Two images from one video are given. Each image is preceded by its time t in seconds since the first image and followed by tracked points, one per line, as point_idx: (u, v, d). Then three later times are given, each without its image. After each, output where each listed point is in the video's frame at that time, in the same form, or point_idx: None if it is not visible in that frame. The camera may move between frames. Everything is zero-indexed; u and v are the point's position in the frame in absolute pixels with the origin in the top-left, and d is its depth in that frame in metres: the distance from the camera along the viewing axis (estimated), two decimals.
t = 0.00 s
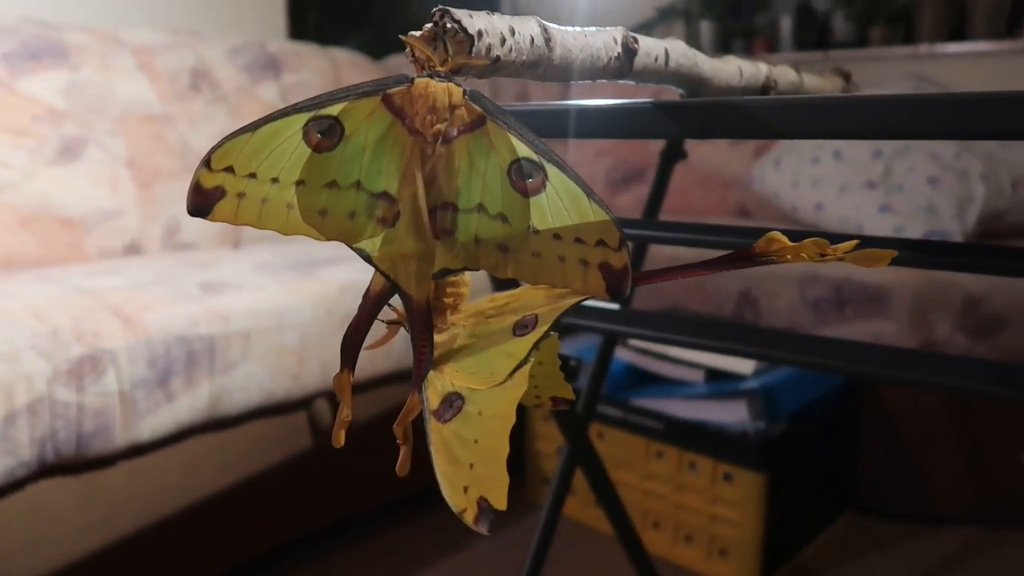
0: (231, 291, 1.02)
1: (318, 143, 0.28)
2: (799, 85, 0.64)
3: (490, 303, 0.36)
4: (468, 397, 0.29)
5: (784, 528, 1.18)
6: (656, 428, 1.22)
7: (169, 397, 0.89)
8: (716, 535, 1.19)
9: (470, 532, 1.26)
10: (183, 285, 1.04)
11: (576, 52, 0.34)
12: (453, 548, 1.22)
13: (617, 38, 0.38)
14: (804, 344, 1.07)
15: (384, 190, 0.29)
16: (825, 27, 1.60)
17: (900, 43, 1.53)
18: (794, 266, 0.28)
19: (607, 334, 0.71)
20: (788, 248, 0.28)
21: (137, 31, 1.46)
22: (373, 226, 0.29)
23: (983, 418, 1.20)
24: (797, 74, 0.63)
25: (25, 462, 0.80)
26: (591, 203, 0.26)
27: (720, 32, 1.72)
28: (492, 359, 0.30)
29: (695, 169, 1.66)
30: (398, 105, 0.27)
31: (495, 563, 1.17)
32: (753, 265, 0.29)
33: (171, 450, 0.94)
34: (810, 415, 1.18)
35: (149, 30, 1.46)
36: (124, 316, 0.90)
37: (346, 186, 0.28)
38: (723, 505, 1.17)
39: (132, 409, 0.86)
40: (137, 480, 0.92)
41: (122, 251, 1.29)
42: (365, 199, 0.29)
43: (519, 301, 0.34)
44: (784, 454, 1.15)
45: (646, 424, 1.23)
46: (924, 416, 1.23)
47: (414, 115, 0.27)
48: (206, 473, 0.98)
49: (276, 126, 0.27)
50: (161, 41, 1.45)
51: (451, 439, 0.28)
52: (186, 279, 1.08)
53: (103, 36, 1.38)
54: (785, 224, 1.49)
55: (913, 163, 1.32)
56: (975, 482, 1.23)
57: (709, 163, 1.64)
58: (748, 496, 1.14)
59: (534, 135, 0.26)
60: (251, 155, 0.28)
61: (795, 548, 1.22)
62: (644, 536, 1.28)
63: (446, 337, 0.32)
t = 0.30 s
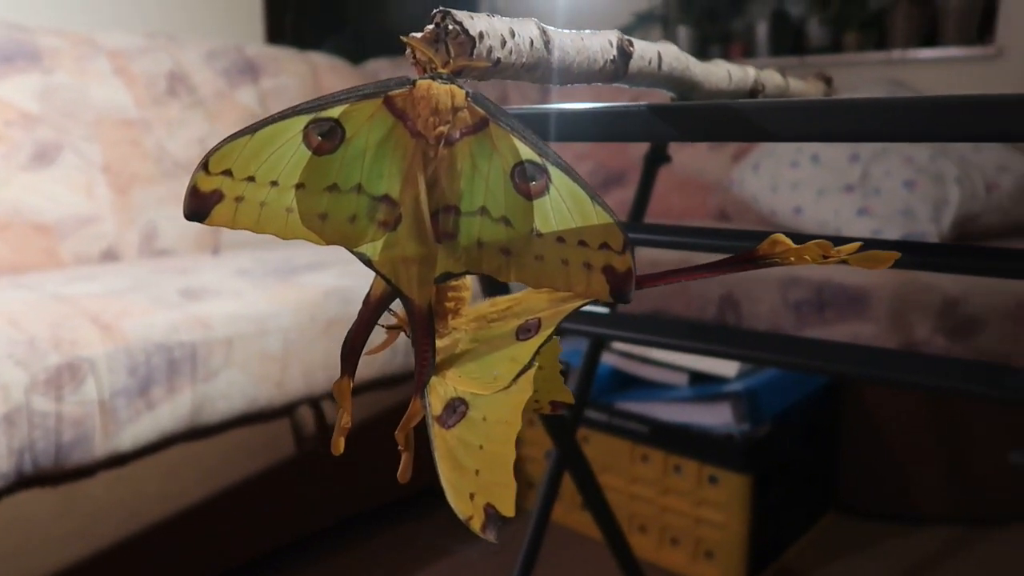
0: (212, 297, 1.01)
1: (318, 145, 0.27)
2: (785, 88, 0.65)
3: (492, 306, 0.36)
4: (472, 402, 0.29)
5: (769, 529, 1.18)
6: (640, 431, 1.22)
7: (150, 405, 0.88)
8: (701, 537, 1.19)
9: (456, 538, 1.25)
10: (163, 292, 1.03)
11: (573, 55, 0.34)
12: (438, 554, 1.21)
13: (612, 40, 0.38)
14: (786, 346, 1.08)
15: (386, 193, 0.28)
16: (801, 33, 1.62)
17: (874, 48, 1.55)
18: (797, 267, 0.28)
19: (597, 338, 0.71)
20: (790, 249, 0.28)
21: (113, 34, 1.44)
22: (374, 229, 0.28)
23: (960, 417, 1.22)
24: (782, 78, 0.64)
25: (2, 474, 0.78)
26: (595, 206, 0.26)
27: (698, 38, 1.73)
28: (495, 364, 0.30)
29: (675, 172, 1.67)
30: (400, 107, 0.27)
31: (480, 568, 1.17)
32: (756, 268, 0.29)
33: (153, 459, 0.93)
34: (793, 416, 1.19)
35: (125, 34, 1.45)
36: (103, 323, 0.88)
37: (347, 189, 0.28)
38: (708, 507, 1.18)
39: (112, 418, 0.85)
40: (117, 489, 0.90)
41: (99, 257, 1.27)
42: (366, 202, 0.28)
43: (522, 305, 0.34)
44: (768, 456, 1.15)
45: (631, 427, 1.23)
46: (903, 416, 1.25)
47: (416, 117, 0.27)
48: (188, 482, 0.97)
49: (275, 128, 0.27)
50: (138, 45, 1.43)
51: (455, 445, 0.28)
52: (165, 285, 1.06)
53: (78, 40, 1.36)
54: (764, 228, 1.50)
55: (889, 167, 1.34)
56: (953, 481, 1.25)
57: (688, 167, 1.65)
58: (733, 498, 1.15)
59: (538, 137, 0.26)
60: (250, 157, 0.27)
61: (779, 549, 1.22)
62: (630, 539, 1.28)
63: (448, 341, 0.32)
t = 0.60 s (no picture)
0: (197, 302, 1.00)
1: (318, 153, 0.27)
2: (774, 92, 0.65)
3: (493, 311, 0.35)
4: (475, 411, 0.29)
5: (758, 529, 1.19)
6: (629, 433, 1.22)
7: (135, 412, 0.87)
8: (691, 539, 1.20)
9: (445, 543, 1.25)
10: (148, 297, 1.01)
11: (572, 61, 0.34)
12: (427, 559, 1.20)
13: (609, 45, 0.38)
14: (773, 347, 1.08)
15: (386, 201, 0.28)
16: (783, 35, 1.63)
17: (856, 51, 1.56)
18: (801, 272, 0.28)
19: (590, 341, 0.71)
20: (793, 256, 0.28)
21: (94, 36, 1.42)
22: (374, 237, 0.28)
23: (943, 416, 1.23)
24: (772, 82, 0.64)
25: None
26: (598, 212, 0.26)
27: (682, 40, 1.73)
28: (497, 371, 0.30)
29: (660, 175, 1.67)
30: (401, 112, 0.27)
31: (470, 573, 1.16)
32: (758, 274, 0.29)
33: (139, 466, 0.92)
34: (780, 417, 1.20)
35: (107, 37, 1.43)
36: (87, 329, 0.87)
37: (347, 197, 0.28)
38: (697, 509, 1.18)
39: (97, 426, 0.84)
40: (102, 498, 0.89)
41: (81, 262, 1.25)
42: (366, 210, 0.28)
43: (523, 312, 0.34)
44: (756, 456, 1.16)
45: (620, 429, 1.23)
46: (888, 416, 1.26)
47: (417, 124, 0.27)
48: (174, 489, 0.96)
49: (274, 135, 0.26)
50: (119, 48, 1.41)
51: (458, 454, 0.29)
52: (150, 291, 1.05)
53: (58, 42, 1.34)
54: (749, 229, 1.50)
55: (873, 169, 1.35)
56: (938, 480, 1.26)
57: (674, 169, 1.65)
58: (722, 499, 1.15)
59: (541, 144, 0.26)
60: (248, 164, 0.27)
61: (768, 549, 1.23)
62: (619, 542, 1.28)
63: (448, 349, 0.31)
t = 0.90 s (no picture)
0: (181, 307, 0.98)
1: (325, 155, 0.26)
2: (767, 94, 0.65)
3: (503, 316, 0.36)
4: (486, 418, 0.30)
5: (747, 531, 1.19)
6: (618, 436, 1.22)
7: (119, 420, 0.85)
8: (680, 541, 1.20)
9: (432, 548, 1.24)
10: (130, 302, 1.00)
11: (577, 62, 0.34)
12: (414, 565, 1.19)
13: (612, 46, 0.37)
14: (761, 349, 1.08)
15: (395, 204, 0.27)
16: (765, 37, 1.64)
17: (837, 54, 1.58)
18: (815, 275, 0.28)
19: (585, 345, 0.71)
20: (807, 258, 0.27)
21: (73, 38, 1.40)
22: (382, 240, 0.28)
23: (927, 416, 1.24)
24: (765, 84, 0.64)
25: None
26: (611, 215, 0.25)
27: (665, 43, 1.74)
28: (508, 377, 0.31)
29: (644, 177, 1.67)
30: (411, 114, 0.26)
31: None
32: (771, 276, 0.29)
33: (122, 474, 0.90)
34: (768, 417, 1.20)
35: (86, 38, 1.41)
36: (69, 336, 0.85)
37: (354, 200, 0.27)
38: (687, 511, 1.18)
39: (80, 435, 0.82)
40: (86, 507, 0.87)
41: (60, 267, 1.23)
42: (374, 213, 0.27)
43: (535, 318, 0.35)
44: (744, 458, 1.16)
45: (609, 432, 1.23)
46: (873, 416, 1.27)
47: (427, 125, 0.26)
48: (158, 497, 0.94)
49: (280, 137, 0.26)
50: (99, 49, 1.39)
51: (470, 462, 0.29)
52: (133, 296, 1.03)
53: (37, 43, 1.32)
54: (733, 231, 1.51)
55: (856, 171, 1.36)
56: (923, 480, 1.27)
57: (658, 171, 1.65)
58: (711, 502, 1.15)
59: (553, 146, 0.25)
60: (253, 167, 0.26)
61: (757, 550, 1.23)
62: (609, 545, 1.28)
63: (456, 354, 0.32)
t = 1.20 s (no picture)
0: (163, 309, 0.97)
1: (327, 152, 0.26)
2: (755, 94, 0.65)
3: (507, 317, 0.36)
4: (492, 419, 0.30)
5: (733, 529, 1.19)
6: (605, 436, 1.22)
7: (100, 424, 0.84)
8: (667, 540, 1.20)
9: (418, 550, 1.23)
10: (109, 305, 0.98)
11: (577, 59, 0.34)
12: (400, 567, 1.19)
13: (610, 44, 0.37)
14: (745, 348, 1.08)
15: (398, 203, 0.27)
16: (746, 38, 1.65)
17: (816, 55, 1.59)
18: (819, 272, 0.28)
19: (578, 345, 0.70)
20: (814, 256, 0.27)
21: (48, 37, 1.37)
22: (385, 240, 0.27)
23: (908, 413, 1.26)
24: (754, 84, 0.65)
25: None
26: (616, 213, 0.25)
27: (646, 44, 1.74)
28: (512, 379, 0.31)
29: (627, 177, 1.68)
30: (415, 112, 0.26)
31: None
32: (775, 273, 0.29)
33: (104, 479, 0.88)
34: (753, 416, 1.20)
35: (62, 37, 1.38)
36: (49, 339, 0.84)
37: (357, 198, 0.27)
38: (674, 510, 1.18)
39: (61, 440, 0.81)
40: (66, 513, 0.86)
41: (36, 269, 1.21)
42: (377, 212, 0.27)
43: (538, 318, 0.35)
44: (730, 456, 1.16)
45: (596, 432, 1.23)
46: (855, 413, 1.28)
47: (431, 123, 0.26)
48: (140, 502, 0.92)
49: (281, 134, 0.25)
50: (75, 48, 1.37)
51: (478, 465, 0.29)
52: (112, 299, 1.01)
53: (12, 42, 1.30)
54: (715, 230, 1.51)
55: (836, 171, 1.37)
56: (904, 477, 1.28)
57: (640, 171, 1.66)
58: (697, 501, 1.15)
59: (558, 143, 0.25)
60: (254, 165, 0.26)
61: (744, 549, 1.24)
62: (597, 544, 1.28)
63: (461, 355, 0.32)
